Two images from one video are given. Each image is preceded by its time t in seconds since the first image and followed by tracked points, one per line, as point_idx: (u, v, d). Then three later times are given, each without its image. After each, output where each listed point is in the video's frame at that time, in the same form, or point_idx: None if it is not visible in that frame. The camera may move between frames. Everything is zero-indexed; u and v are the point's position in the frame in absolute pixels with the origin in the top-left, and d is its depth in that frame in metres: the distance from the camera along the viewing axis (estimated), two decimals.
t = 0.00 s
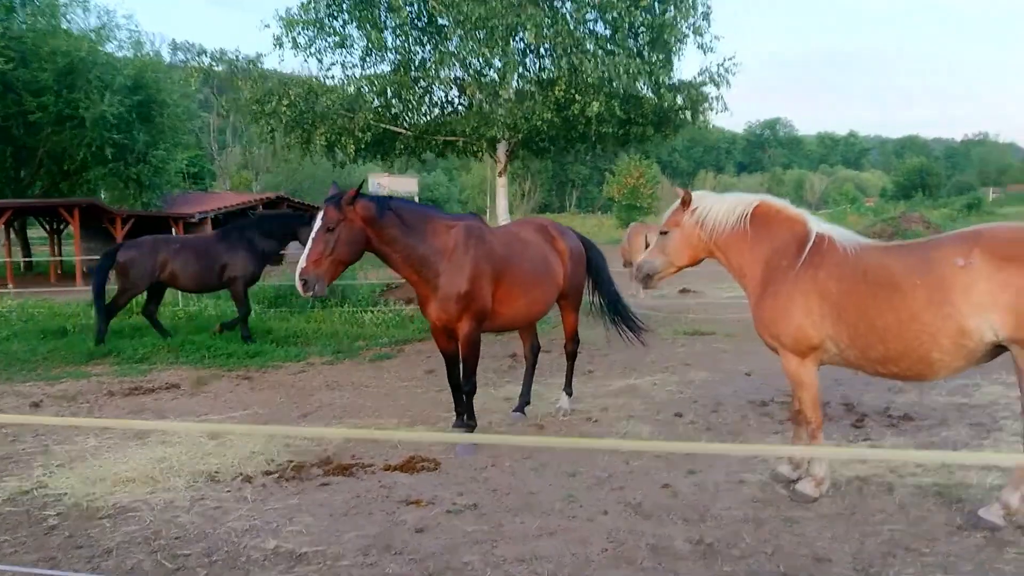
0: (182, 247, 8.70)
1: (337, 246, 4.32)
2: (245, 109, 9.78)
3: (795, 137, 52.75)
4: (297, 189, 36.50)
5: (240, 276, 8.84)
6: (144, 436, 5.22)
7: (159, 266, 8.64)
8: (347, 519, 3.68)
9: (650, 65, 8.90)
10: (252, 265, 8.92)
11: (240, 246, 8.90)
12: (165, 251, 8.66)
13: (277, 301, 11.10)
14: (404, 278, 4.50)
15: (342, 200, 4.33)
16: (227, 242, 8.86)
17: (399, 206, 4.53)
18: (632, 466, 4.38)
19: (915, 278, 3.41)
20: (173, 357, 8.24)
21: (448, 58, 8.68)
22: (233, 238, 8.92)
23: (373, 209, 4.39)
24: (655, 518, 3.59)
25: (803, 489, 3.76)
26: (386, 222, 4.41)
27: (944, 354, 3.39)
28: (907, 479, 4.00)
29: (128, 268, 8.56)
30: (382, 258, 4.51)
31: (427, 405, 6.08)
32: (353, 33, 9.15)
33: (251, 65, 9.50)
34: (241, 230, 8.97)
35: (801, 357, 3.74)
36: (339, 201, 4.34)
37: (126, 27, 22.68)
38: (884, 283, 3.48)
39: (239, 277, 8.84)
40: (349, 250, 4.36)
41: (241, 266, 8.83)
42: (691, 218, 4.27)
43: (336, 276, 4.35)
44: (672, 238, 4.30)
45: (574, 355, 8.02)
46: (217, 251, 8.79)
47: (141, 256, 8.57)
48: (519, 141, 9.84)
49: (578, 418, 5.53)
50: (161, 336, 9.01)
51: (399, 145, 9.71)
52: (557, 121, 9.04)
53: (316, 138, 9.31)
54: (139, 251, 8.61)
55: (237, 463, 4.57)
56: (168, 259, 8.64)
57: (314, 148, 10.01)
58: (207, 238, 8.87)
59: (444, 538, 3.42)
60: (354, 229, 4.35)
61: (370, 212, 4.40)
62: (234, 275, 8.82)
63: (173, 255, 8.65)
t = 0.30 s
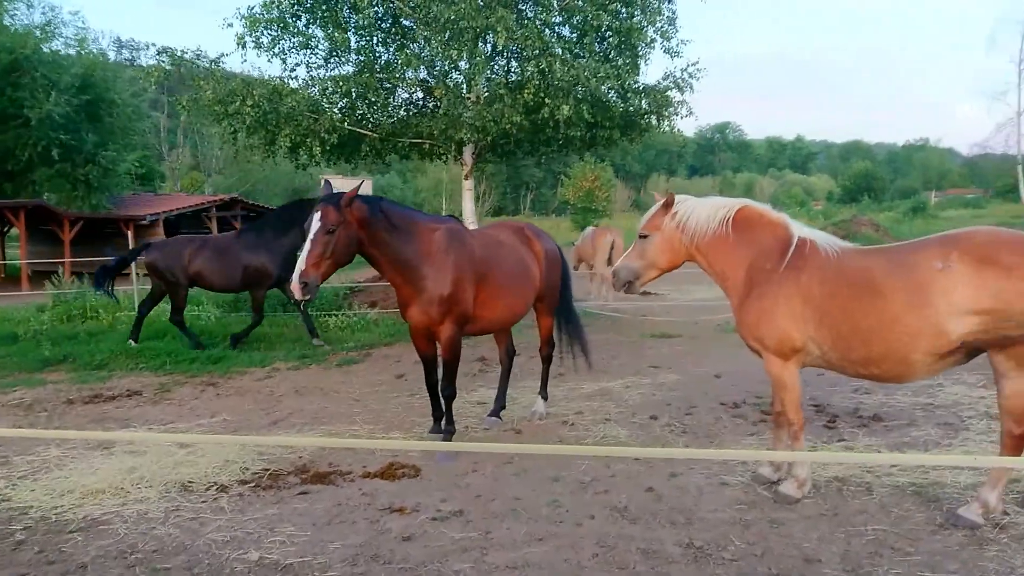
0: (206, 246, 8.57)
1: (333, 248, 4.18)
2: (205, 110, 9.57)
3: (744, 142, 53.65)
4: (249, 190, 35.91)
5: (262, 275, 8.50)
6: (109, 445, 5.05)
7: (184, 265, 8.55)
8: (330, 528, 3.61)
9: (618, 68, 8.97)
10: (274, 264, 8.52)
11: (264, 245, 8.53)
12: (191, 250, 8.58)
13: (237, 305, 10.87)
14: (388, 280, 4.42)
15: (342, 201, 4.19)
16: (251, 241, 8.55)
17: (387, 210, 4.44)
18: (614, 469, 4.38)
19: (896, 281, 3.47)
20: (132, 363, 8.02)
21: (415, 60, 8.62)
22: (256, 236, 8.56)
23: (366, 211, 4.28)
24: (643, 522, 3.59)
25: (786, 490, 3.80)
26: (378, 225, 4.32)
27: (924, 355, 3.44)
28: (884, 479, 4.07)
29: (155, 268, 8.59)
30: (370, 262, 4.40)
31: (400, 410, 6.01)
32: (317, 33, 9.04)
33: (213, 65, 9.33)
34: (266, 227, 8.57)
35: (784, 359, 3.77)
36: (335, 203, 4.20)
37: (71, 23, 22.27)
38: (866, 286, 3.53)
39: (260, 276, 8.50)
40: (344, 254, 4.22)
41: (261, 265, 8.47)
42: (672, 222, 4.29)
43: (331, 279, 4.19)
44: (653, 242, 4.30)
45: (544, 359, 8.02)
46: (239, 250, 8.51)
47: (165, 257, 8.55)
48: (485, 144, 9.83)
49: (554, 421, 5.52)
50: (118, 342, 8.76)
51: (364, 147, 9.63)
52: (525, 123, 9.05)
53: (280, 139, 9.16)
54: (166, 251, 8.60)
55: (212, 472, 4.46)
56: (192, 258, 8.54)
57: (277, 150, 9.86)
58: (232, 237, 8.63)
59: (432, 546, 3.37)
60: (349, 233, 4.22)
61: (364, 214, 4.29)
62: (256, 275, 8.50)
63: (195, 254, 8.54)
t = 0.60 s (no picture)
0: (247, 244, 8.84)
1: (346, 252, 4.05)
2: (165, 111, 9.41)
3: (699, 146, 54.17)
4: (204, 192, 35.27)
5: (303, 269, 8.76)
6: (71, 455, 4.93)
7: (224, 262, 8.74)
8: (306, 536, 3.57)
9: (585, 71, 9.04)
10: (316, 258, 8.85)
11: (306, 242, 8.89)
12: (231, 248, 8.81)
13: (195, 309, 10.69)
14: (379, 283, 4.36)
15: (356, 205, 4.07)
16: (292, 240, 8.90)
17: (384, 214, 4.36)
18: (588, 473, 4.40)
19: (867, 285, 3.54)
20: (91, 369, 7.85)
21: (380, 62, 8.57)
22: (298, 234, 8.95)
23: (369, 216, 4.20)
24: (620, 525, 3.61)
25: (759, 491, 3.85)
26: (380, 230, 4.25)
27: (891, 357, 3.51)
28: (853, 478, 4.15)
29: (193, 265, 8.73)
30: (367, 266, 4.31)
31: (370, 415, 5.97)
32: (280, 33, 8.94)
33: (174, 65, 9.17)
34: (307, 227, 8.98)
35: (757, 362, 3.81)
36: (346, 205, 4.07)
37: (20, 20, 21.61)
38: (837, 289, 3.59)
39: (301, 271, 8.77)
40: (355, 258, 4.10)
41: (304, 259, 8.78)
42: (645, 227, 4.33)
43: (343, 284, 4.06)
44: (626, 247, 4.34)
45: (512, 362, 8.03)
46: (281, 247, 8.84)
47: (206, 254, 8.76)
48: (449, 148, 9.83)
49: (526, 425, 5.53)
50: (75, 346, 8.56)
51: (329, 149, 9.58)
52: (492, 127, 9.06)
53: (243, 141, 9.06)
54: (205, 251, 8.80)
55: (181, 481, 4.39)
56: (232, 255, 8.76)
57: (239, 151, 9.75)
58: (272, 238, 8.97)
59: (411, 553, 3.35)
60: (360, 237, 4.11)
61: (367, 219, 4.21)
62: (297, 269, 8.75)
63: (236, 252, 8.77)
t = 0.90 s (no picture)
0: (300, 247, 8.87)
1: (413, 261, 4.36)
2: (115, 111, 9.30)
3: (648, 147, 54.49)
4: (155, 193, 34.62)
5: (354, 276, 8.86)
6: (22, 464, 4.84)
7: (278, 265, 8.83)
8: (274, 542, 3.56)
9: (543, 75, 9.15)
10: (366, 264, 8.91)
11: (357, 246, 8.91)
12: (285, 250, 8.88)
13: (145, 310, 10.49)
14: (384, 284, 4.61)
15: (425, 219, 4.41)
16: (343, 242, 8.90)
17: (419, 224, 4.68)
18: (553, 473, 4.43)
19: (827, 287, 3.59)
20: (39, 374, 7.71)
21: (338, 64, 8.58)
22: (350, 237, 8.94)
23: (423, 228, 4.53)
24: (587, 525, 3.64)
25: (722, 489, 3.90)
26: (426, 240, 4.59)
27: (851, 358, 3.57)
28: (810, 476, 4.21)
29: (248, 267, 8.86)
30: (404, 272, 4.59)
31: (332, 418, 5.95)
32: (234, 33, 8.88)
33: (124, 64, 9.07)
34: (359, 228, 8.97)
35: (719, 363, 3.85)
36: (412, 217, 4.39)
37: None
38: (797, 291, 3.64)
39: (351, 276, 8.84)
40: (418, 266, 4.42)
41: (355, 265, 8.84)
42: (610, 230, 4.40)
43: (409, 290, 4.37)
44: (592, 249, 4.44)
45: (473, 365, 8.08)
46: (333, 251, 8.86)
47: (260, 256, 8.85)
48: (407, 150, 9.86)
49: (489, 427, 5.54)
50: (22, 348, 8.38)
51: (285, 151, 9.56)
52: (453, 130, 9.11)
53: (198, 142, 9.00)
54: (260, 252, 8.90)
55: (140, 488, 4.35)
56: (285, 259, 8.83)
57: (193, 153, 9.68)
58: (325, 240, 8.98)
59: (381, 556, 3.35)
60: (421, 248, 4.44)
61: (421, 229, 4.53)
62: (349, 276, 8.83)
63: (289, 255, 8.84)
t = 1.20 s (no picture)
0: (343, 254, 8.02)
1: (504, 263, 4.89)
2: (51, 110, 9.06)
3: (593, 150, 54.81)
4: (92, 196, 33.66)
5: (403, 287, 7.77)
6: None
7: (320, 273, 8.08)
8: (229, 548, 3.53)
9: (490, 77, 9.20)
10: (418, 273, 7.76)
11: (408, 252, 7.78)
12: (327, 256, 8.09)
13: (84, 315, 10.13)
14: (418, 288, 4.93)
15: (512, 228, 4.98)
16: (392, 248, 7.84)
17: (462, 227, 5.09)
18: (507, 472, 4.47)
19: (775, 286, 3.68)
20: None
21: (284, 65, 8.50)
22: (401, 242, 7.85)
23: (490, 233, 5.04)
24: (544, 522, 3.68)
25: (673, 485, 3.98)
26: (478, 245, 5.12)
27: (797, 354, 3.67)
28: (757, 470, 4.31)
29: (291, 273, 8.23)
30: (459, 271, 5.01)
31: (283, 423, 5.91)
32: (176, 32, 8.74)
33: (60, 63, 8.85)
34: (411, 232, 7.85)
35: (670, 360, 3.93)
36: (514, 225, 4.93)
37: None
38: (748, 289, 3.73)
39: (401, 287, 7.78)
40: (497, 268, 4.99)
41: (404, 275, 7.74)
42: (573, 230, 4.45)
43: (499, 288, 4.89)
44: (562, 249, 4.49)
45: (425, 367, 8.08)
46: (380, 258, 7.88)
47: (301, 261, 8.16)
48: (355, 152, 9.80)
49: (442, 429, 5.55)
50: None
51: (231, 152, 9.44)
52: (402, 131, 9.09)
53: (140, 143, 8.84)
54: (303, 257, 8.18)
55: (87, 496, 4.27)
56: (327, 266, 8.05)
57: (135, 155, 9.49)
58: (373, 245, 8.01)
59: (339, 559, 3.35)
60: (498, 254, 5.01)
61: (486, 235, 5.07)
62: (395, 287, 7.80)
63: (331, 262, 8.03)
